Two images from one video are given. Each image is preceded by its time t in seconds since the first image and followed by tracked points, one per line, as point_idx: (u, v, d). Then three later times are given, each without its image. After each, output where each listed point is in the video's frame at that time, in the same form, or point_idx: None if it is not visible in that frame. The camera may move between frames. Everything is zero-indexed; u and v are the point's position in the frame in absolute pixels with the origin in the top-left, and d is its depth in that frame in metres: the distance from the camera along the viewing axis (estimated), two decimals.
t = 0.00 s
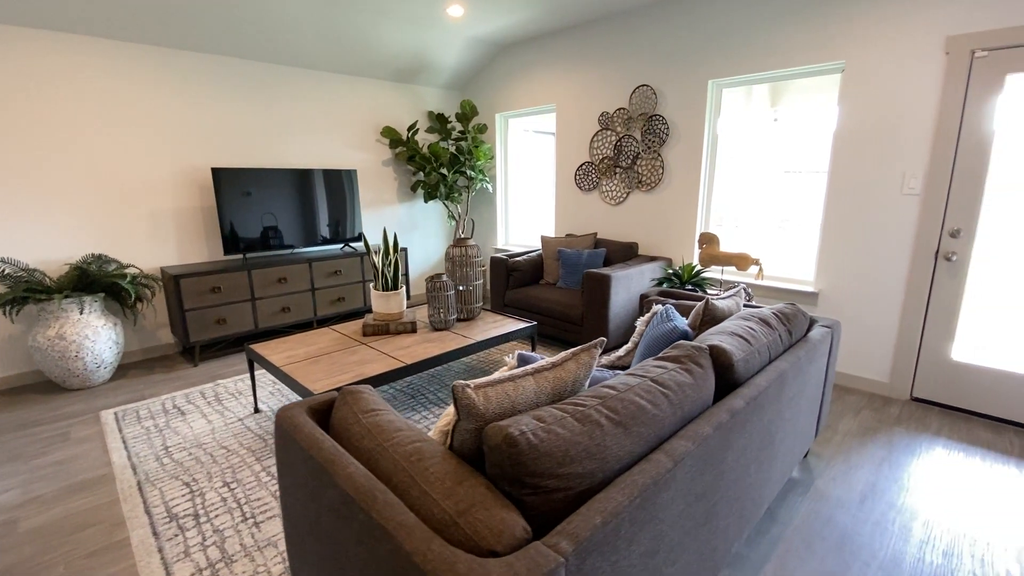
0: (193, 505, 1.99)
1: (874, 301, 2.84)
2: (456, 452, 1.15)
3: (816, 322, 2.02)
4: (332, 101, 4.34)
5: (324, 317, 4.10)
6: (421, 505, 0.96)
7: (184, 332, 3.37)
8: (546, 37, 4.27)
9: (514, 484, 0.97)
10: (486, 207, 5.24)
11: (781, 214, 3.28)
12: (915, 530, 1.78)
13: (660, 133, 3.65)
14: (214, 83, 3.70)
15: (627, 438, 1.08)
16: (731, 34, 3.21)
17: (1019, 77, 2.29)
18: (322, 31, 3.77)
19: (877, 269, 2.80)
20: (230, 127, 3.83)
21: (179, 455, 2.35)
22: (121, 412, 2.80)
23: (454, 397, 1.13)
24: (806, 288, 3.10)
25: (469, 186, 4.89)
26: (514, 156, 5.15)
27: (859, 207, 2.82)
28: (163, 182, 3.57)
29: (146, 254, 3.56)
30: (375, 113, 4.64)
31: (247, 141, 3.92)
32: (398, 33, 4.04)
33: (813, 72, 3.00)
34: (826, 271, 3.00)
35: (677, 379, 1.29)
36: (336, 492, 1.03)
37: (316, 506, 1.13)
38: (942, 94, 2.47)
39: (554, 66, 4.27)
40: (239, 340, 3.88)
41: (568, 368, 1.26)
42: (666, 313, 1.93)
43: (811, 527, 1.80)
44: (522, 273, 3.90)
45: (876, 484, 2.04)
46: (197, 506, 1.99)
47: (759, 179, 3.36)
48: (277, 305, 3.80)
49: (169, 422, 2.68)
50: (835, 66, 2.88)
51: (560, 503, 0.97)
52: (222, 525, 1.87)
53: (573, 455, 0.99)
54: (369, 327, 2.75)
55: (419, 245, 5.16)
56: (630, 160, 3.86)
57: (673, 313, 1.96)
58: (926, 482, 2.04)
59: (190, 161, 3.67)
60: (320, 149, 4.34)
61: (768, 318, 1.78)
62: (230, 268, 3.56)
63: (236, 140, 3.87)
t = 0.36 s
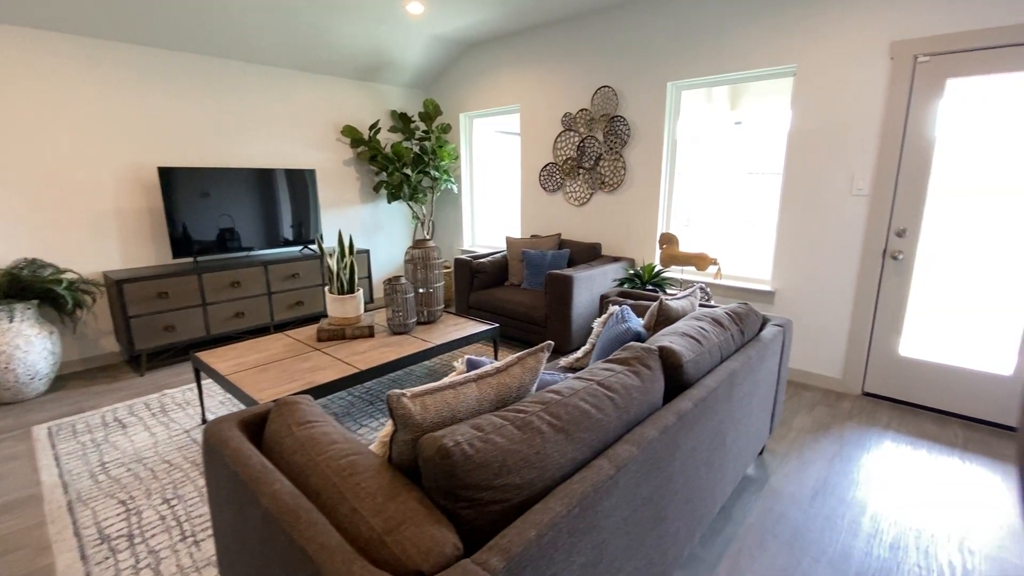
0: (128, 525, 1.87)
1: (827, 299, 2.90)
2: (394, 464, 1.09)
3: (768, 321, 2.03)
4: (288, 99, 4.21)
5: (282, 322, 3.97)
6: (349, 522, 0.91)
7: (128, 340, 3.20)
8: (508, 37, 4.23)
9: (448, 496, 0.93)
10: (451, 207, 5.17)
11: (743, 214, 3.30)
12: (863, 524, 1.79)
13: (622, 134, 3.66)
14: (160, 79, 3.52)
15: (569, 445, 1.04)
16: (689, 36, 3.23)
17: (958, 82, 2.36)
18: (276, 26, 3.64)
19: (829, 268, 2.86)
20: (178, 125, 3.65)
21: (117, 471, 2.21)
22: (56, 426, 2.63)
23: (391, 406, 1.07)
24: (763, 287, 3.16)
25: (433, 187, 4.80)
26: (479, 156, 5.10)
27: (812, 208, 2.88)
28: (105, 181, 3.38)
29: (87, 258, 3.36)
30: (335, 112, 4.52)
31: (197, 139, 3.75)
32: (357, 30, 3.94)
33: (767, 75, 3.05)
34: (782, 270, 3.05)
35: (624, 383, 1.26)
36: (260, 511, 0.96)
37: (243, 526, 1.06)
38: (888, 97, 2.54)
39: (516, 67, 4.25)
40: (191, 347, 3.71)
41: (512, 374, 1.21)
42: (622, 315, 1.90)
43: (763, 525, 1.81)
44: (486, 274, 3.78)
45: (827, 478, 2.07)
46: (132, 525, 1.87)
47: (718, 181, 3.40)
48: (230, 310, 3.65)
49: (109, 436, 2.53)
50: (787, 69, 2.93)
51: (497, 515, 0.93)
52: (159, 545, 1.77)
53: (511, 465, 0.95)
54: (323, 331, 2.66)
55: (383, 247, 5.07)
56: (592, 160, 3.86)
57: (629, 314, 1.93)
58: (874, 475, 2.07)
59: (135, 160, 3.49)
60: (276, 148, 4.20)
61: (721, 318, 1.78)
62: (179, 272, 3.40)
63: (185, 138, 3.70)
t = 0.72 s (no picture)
0: (38, 562, 1.68)
1: (781, 297, 2.94)
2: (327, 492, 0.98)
3: (726, 321, 1.99)
4: (231, 93, 3.97)
5: (227, 329, 3.74)
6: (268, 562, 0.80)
7: (51, 353, 2.93)
8: (464, 33, 4.13)
9: (383, 527, 0.83)
10: (409, 207, 5.02)
11: (701, 213, 3.32)
12: (819, 520, 1.78)
13: (579, 133, 3.60)
14: (84, 69, 3.24)
15: (519, 461, 0.96)
16: (645, 35, 3.21)
17: (901, 83, 2.43)
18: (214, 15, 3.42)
19: (783, 266, 2.91)
20: (106, 120, 3.37)
21: (30, 501, 2.00)
22: None
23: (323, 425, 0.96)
24: (720, 286, 3.18)
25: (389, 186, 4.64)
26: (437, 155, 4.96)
27: (765, 207, 2.92)
28: (21, 180, 3.09)
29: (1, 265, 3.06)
30: (283, 108, 4.30)
31: (128, 135, 3.48)
32: (303, 21, 3.75)
33: (721, 75, 3.07)
34: (738, 269, 3.08)
35: (579, 391, 1.19)
36: (167, 552, 0.85)
37: (151, 568, 0.94)
38: (837, 98, 2.58)
39: (473, 63, 4.15)
40: (125, 359, 3.45)
41: (460, 385, 1.11)
42: (580, 317, 1.81)
43: (723, 527, 1.78)
44: (445, 275, 3.58)
45: (784, 475, 2.07)
46: (43, 562, 1.68)
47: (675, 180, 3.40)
48: (169, 318, 3.41)
49: (24, 460, 2.29)
50: (740, 70, 2.96)
51: (438, 545, 0.84)
52: None
53: (454, 488, 0.86)
54: (267, 340, 2.50)
55: (337, 249, 4.88)
56: (551, 159, 3.80)
57: (587, 315, 1.86)
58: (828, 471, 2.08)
59: (57, 157, 3.20)
60: (219, 146, 3.96)
61: (677, 319, 1.73)
62: (109, 278, 3.14)
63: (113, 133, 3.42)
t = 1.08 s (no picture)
0: None
1: (730, 296, 2.98)
2: (241, 536, 0.87)
3: (674, 321, 1.98)
4: (156, 88, 3.66)
5: (156, 343, 3.46)
6: None
7: None
8: (411, 28, 3.98)
9: None
10: (357, 209, 4.82)
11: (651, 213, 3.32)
12: (770, 519, 1.78)
13: (531, 134, 3.52)
14: None
15: (456, 491, 0.85)
16: (595, 34, 3.16)
17: (838, 86, 2.50)
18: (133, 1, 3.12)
19: (731, 266, 2.94)
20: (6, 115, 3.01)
21: None
22: None
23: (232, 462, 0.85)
24: (671, 286, 3.19)
25: (335, 186, 4.43)
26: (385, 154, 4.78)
27: (712, 208, 2.95)
28: None
29: None
30: (216, 104, 4.02)
31: (33, 132, 3.12)
32: (235, 10, 3.50)
33: (668, 76, 3.07)
34: (688, 269, 3.10)
35: (526, 404, 1.09)
36: None
37: None
38: (778, 100, 2.64)
39: (421, 60, 4.00)
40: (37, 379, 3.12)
41: (394, 406, 0.99)
42: (529, 322, 1.74)
43: (678, 532, 1.74)
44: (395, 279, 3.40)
45: (736, 473, 2.06)
46: None
47: (629, 184, 3.44)
48: (88, 332, 3.11)
49: None
50: (686, 71, 2.97)
51: None
52: None
53: (377, 530, 0.75)
54: (195, 355, 2.31)
55: (281, 253, 4.64)
56: (503, 160, 3.69)
57: (538, 320, 1.78)
58: (778, 468, 2.09)
59: None
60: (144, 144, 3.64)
61: (626, 323, 1.70)
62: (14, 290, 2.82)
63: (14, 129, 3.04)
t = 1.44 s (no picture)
0: None
1: (678, 293, 3.03)
2: None
3: (624, 321, 1.97)
4: (68, 78, 3.33)
5: (73, 359, 3.16)
6: None
7: None
8: (353, 22, 3.83)
9: None
10: (299, 210, 4.61)
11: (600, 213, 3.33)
12: (718, 514, 1.80)
13: (479, 133, 3.46)
14: None
15: (393, 516, 0.77)
16: (542, 33, 3.13)
17: (775, 89, 2.59)
18: None
19: (677, 264, 3.00)
20: None
21: None
22: None
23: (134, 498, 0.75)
24: (621, 285, 3.22)
25: (275, 186, 4.21)
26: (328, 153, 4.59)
27: (658, 208, 2.99)
28: None
29: None
30: (138, 97, 3.71)
31: None
32: None
33: (614, 77, 3.09)
34: (637, 268, 3.13)
35: (472, 415, 1.02)
36: None
37: None
38: (719, 102, 2.70)
39: (364, 55, 3.85)
40: None
41: (326, 426, 0.91)
42: (479, 326, 1.68)
43: (630, 532, 1.73)
44: (340, 284, 3.26)
45: (686, 469, 2.07)
46: None
47: (579, 185, 3.42)
48: None
49: None
50: (631, 73, 3.00)
51: None
52: None
53: (300, 566, 0.66)
54: (114, 372, 2.10)
55: (215, 257, 4.36)
56: (452, 159, 3.60)
57: (487, 324, 1.73)
58: (726, 461, 2.13)
59: None
60: (54, 140, 3.29)
61: (575, 324, 1.68)
62: None
63: None
